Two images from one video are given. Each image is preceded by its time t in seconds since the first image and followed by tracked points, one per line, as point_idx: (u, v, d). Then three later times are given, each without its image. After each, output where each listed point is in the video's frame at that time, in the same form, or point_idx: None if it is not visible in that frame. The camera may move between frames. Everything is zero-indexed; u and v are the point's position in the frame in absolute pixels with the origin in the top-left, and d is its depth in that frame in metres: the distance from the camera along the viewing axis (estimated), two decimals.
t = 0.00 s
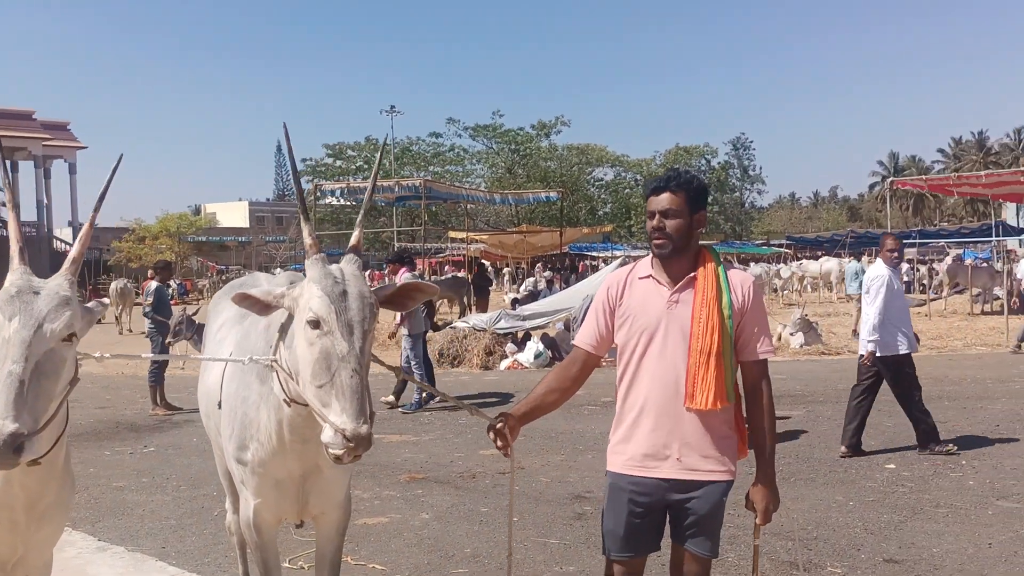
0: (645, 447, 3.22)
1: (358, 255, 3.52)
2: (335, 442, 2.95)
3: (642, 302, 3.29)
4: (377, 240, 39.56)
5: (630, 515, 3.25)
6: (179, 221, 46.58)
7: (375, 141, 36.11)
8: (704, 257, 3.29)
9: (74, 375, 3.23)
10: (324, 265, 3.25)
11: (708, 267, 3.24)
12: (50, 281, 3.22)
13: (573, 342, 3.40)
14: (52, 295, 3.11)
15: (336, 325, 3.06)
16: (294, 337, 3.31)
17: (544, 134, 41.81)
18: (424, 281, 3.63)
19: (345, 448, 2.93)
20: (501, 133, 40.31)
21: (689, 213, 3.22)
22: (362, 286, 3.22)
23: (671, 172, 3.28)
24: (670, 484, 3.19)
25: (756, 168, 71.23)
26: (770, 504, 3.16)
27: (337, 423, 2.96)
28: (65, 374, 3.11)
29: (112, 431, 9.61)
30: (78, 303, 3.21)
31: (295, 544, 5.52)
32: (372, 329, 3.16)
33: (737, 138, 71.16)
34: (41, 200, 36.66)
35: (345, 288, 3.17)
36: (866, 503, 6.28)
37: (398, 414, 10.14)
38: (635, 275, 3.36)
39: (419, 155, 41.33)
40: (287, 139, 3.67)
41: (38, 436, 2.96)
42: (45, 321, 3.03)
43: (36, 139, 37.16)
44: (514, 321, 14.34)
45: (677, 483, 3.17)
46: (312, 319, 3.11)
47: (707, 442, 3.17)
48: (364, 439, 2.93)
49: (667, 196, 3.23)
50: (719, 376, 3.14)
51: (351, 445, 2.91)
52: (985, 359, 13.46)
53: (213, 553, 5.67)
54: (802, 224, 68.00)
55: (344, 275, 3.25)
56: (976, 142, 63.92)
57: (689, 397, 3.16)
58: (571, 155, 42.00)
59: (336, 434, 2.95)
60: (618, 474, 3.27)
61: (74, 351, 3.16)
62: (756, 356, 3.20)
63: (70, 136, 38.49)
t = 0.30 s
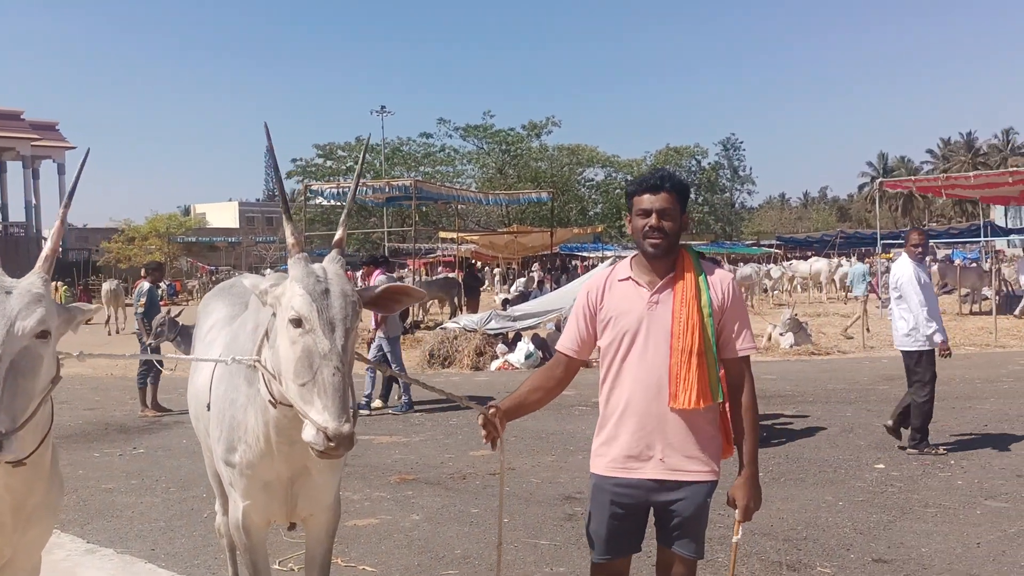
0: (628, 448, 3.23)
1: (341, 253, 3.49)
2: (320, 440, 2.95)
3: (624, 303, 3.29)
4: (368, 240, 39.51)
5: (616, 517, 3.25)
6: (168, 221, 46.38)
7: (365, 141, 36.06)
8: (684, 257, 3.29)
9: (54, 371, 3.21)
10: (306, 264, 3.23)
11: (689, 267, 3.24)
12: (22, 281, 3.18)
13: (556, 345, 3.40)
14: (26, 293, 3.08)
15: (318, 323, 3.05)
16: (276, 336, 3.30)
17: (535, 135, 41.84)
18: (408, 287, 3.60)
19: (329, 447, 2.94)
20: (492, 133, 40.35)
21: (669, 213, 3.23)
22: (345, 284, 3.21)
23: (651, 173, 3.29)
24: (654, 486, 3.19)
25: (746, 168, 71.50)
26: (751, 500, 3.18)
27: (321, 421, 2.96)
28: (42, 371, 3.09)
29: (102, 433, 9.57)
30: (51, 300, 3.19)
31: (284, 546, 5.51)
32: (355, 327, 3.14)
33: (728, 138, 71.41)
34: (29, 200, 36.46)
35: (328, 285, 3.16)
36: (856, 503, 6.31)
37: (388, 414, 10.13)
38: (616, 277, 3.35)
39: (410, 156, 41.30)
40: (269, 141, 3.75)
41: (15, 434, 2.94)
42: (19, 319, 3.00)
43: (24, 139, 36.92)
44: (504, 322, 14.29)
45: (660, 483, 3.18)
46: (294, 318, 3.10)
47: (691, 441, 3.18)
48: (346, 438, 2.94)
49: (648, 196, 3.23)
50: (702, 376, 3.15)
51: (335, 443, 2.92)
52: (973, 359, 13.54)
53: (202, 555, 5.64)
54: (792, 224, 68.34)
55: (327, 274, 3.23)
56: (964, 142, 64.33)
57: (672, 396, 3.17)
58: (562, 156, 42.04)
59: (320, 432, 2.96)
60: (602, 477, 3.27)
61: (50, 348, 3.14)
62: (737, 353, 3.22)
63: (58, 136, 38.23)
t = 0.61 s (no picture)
0: (619, 451, 3.23)
1: (330, 252, 3.49)
2: (305, 437, 2.95)
3: (613, 305, 3.29)
4: (365, 241, 39.50)
5: (607, 520, 3.25)
6: (164, 222, 46.30)
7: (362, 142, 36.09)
8: (672, 258, 3.30)
9: (40, 368, 3.18)
10: (295, 263, 3.22)
11: (678, 268, 3.25)
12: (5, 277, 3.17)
13: (546, 348, 3.39)
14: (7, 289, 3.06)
15: (305, 321, 3.05)
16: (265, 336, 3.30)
17: (532, 136, 41.88)
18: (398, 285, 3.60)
19: (314, 442, 2.93)
20: (489, 134, 40.42)
21: (656, 214, 3.23)
22: (333, 282, 3.20)
23: (638, 175, 3.29)
24: (645, 488, 3.19)
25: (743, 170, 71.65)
26: (740, 502, 3.19)
27: (307, 418, 2.95)
28: (27, 368, 3.06)
29: (97, 433, 9.56)
30: (36, 296, 3.16)
31: (278, 548, 5.50)
32: (342, 325, 3.13)
33: (724, 141, 71.50)
34: (25, 200, 36.43)
35: (316, 284, 3.15)
36: (850, 505, 6.32)
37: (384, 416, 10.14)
38: (605, 279, 3.35)
39: (407, 157, 41.32)
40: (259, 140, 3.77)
41: None
42: None
43: (20, 139, 36.87)
44: (500, 323, 14.19)
45: (651, 485, 3.18)
46: (282, 316, 3.10)
47: (681, 443, 3.19)
48: (332, 435, 2.93)
49: (634, 197, 3.23)
50: (692, 378, 3.15)
51: (320, 440, 2.91)
52: (968, 361, 13.57)
53: (197, 556, 5.63)
54: (788, 226, 68.50)
55: (317, 273, 3.22)
56: (960, 145, 64.50)
57: (663, 398, 3.17)
58: (558, 158, 42.07)
59: (306, 429, 2.95)
60: (594, 479, 3.27)
61: (34, 344, 3.11)
62: (726, 354, 3.23)
63: (55, 137, 38.17)
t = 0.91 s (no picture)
0: (610, 452, 3.22)
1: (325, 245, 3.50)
2: (283, 422, 2.93)
3: (603, 305, 3.28)
4: (360, 241, 39.49)
5: (598, 521, 3.24)
6: (160, 221, 46.23)
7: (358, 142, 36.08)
8: (661, 258, 3.30)
9: (28, 367, 3.15)
10: (286, 252, 3.23)
11: (667, 268, 3.25)
12: None
13: (535, 348, 3.39)
14: None
15: (289, 306, 3.04)
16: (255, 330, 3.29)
17: (528, 137, 41.91)
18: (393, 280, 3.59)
19: (290, 426, 2.91)
20: (486, 134, 40.48)
21: (645, 214, 3.23)
22: (323, 273, 3.20)
23: (627, 175, 3.29)
24: (636, 490, 3.19)
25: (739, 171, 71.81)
26: (730, 503, 3.20)
27: (284, 401, 2.94)
28: (13, 367, 3.03)
29: (91, 433, 9.54)
30: (22, 293, 3.14)
31: (272, 549, 5.48)
32: (328, 313, 3.12)
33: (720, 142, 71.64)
34: (19, 199, 36.38)
35: (306, 273, 3.15)
36: (844, 506, 6.32)
37: (379, 417, 10.13)
38: (594, 279, 3.35)
39: (403, 157, 41.32)
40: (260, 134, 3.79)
41: None
42: None
43: (15, 138, 36.78)
44: (495, 323, 14.28)
45: (642, 487, 3.18)
46: (269, 303, 3.11)
47: (672, 444, 3.19)
48: (305, 419, 2.91)
49: (622, 197, 3.24)
50: (683, 378, 3.16)
51: (293, 422, 2.89)
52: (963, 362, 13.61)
53: (190, 557, 5.62)
54: (783, 227, 68.73)
55: (308, 263, 3.22)
56: (955, 147, 64.74)
57: (654, 399, 3.17)
58: (555, 158, 42.11)
59: (284, 414, 2.93)
60: (584, 481, 3.26)
61: (20, 343, 3.09)
62: (715, 355, 3.23)
63: (50, 136, 38.08)
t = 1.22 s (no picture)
0: (603, 450, 3.22)
1: (318, 242, 3.49)
2: (284, 418, 2.92)
3: (592, 304, 3.28)
4: (357, 239, 39.48)
5: (592, 520, 3.24)
6: (156, 219, 46.14)
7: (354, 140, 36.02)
8: (647, 256, 3.30)
9: (21, 366, 3.13)
10: (280, 250, 3.23)
11: (654, 265, 3.26)
12: None
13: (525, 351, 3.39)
14: None
15: (286, 304, 3.04)
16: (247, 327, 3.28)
17: (525, 134, 41.88)
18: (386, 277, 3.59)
19: (292, 424, 2.90)
20: (483, 132, 40.48)
21: (630, 212, 3.23)
22: (319, 269, 3.20)
23: (610, 174, 3.29)
24: (629, 487, 3.19)
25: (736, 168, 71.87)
26: (724, 495, 3.20)
27: (285, 399, 2.92)
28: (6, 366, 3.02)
29: (88, 431, 9.53)
30: (15, 292, 3.13)
31: (269, 547, 5.48)
32: (325, 308, 3.11)
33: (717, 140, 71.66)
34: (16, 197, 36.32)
35: (301, 270, 3.15)
36: (841, 504, 6.33)
37: (375, 415, 10.13)
38: (581, 280, 3.35)
39: (400, 155, 41.29)
40: (248, 129, 3.80)
41: None
42: None
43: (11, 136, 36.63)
44: (492, 321, 14.30)
45: (635, 485, 3.18)
46: (265, 300, 3.10)
47: (664, 441, 3.19)
48: (308, 416, 2.89)
49: (607, 196, 3.23)
50: (674, 374, 3.16)
51: (296, 420, 2.87)
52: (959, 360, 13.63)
53: (187, 554, 5.62)
54: (780, 225, 68.85)
55: (303, 259, 3.21)
56: (952, 145, 64.84)
57: (646, 395, 3.17)
58: (552, 156, 42.09)
59: (284, 411, 2.92)
60: (578, 481, 3.26)
61: (12, 343, 3.07)
62: (704, 349, 3.23)
63: (46, 133, 37.95)
